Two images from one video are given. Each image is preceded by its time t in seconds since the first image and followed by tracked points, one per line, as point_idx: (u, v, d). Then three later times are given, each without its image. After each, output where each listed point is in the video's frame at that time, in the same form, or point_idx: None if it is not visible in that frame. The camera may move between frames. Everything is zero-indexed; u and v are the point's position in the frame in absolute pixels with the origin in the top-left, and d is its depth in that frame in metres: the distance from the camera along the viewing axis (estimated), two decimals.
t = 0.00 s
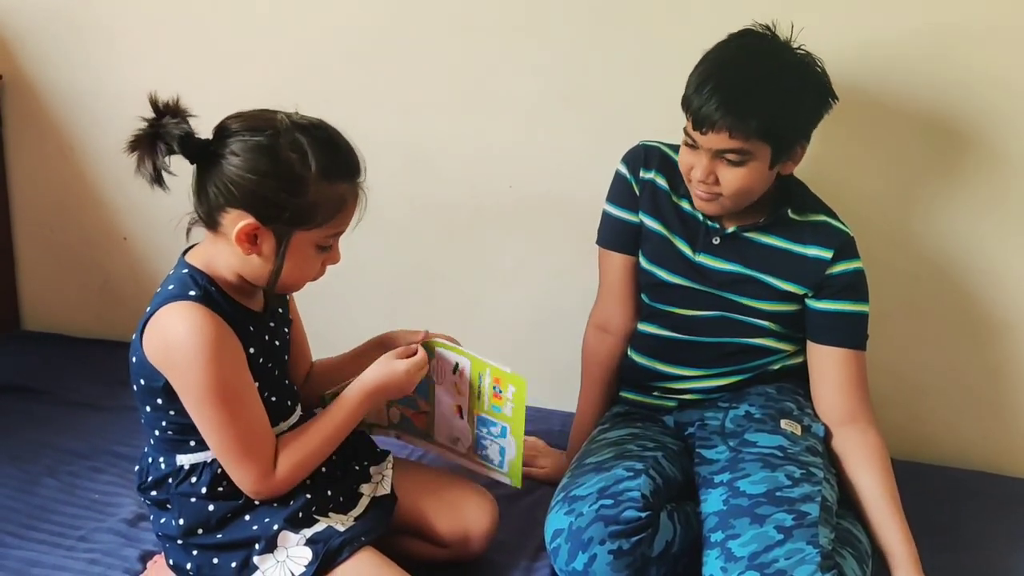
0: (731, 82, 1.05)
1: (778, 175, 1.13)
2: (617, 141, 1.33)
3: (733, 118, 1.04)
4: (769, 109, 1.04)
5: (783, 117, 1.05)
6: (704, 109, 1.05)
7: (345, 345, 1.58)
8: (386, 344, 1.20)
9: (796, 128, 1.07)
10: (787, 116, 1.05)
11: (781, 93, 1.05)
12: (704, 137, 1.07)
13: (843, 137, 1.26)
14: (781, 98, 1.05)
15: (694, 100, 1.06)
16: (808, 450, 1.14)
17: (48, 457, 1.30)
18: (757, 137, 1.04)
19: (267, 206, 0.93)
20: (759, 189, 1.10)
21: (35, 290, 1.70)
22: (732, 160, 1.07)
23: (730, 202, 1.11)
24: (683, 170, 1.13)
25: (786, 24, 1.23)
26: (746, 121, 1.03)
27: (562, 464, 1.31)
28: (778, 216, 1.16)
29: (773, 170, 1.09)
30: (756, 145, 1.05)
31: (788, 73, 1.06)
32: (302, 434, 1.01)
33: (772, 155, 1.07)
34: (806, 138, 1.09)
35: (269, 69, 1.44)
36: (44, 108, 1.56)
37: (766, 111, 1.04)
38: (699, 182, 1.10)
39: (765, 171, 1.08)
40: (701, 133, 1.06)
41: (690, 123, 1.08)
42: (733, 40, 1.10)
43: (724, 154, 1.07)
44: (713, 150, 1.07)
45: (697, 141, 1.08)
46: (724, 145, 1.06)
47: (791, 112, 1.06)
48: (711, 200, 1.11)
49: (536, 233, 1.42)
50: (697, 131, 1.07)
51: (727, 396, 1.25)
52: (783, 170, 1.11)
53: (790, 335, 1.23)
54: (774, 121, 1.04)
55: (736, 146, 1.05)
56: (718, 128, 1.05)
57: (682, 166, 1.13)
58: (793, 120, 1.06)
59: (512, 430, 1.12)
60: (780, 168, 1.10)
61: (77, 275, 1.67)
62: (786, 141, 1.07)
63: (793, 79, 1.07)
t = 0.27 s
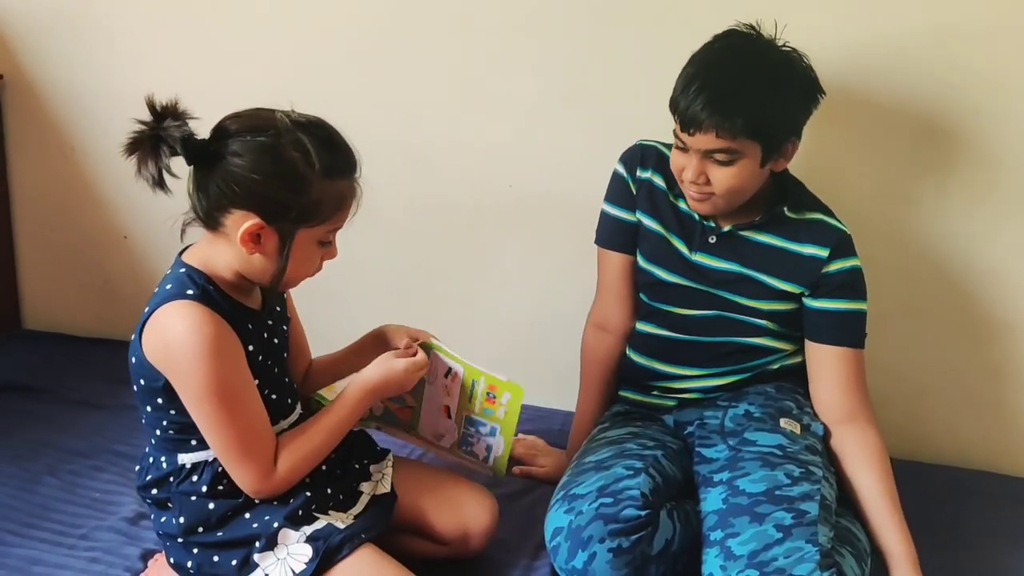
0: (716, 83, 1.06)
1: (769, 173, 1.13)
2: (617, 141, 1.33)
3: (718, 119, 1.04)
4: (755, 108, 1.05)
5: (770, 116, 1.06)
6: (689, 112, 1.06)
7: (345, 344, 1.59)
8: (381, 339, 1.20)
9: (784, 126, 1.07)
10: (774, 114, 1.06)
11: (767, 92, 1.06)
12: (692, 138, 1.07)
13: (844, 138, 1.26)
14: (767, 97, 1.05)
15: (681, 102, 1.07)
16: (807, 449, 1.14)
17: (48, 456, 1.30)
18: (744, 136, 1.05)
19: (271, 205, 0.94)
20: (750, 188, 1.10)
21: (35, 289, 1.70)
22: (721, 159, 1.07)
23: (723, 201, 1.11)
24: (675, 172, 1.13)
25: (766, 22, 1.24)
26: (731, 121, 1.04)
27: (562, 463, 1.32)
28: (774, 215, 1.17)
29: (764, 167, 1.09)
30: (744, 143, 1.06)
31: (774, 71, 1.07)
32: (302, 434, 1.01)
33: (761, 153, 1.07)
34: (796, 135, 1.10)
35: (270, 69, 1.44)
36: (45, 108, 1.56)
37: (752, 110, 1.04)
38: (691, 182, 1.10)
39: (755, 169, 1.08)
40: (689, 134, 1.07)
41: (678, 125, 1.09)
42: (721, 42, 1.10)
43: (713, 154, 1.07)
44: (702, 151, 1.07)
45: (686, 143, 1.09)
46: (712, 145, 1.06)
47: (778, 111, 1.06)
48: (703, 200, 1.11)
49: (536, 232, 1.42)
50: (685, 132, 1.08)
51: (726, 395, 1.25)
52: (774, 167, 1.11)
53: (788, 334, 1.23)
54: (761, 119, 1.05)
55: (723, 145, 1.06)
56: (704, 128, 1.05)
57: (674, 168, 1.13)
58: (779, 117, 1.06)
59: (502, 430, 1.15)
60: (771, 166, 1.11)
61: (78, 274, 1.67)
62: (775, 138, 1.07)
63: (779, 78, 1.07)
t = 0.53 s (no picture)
0: (721, 66, 1.06)
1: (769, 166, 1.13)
2: (618, 141, 1.34)
3: (722, 100, 1.05)
4: (757, 93, 1.05)
5: (772, 103, 1.06)
6: (693, 95, 1.07)
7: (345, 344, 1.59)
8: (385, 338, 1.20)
9: (784, 114, 1.08)
10: (776, 102, 1.07)
11: (770, 77, 1.06)
12: (694, 122, 1.08)
13: (843, 137, 1.27)
14: (769, 83, 1.06)
15: (684, 87, 1.08)
16: (807, 448, 1.14)
17: (49, 455, 1.30)
18: (746, 120, 1.05)
19: (270, 203, 0.94)
20: (750, 178, 1.10)
21: (36, 289, 1.70)
22: (723, 144, 1.07)
23: (722, 191, 1.11)
24: (675, 163, 1.13)
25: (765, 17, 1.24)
26: (734, 103, 1.05)
27: (562, 462, 1.32)
28: (771, 212, 1.17)
29: (764, 157, 1.09)
30: (746, 128, 1.06)
31: (776, 59, 1.08)
32: (301, 434, 1.01)
33: (762, 141, 1.08)
34: (796, 126, 1.10)
35: (271, 69, 1.44)
36: (46, 108, 1.56)
37: (755, 95, 1.05)
38: (691, 169, 1.10)
39: (756, 157, 1.08)
40: (691, 118, 1.08)
41: (680, 111, 1.09)
42: (725, 32, 1.11)
43: (714, 139, 1.07)
44: (703, 134, 1.07)
45: (688, 129, 1.09)
46: (714, 129, 1.06)
47: (780, 98, 1.07)
48: (703, 187, 1.10)
49: (536, 232, 1.42)
50: (687, 116, 1.08)
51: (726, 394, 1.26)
52: (773, 159, 1.11)
53: (787, 332, 1.23)
54: (762, 105, 1.06)
55: (725, 128, 1.06)
56: (708, 110, 1.06)
57: (674, 159, 1.13)
58: (780, 105, 1.07)
59: (490, 442, 1.08)
60: (771, 158, 1.11)
61: (79, 275, 1.67)
62: (776, 126, 1.08)
63: (782, 65, 1.08)
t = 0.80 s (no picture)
0: (737, 51, 1.08)
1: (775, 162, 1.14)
2: (618, 140, 1.34)
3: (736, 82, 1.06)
4: (770, 79, 1.06)
5: (784, 92, 1.07)
6: (706, 78, 1.08)
7: (346, 343, 1.59)
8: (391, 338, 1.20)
9: (795, 105, 1.09)
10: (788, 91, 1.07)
11: (784, 66, 1.08)
12: (706, 104, 1.08)
13: (842, 137, 1.27)
14: (782, 71, 1.07)
15: (697, 73, 1.09)
16: (807, 447, 1.14)
17: (49, 455, 1.30)
18: (758, 104, 1.06)
19: (270, 201, 0.94)
20: (756, 169, 1.10)
21: (36, 289, 1.70)
22: (732, 130, 1.08)
23: (727, 180, 1.10)
24: (682, 151, 1.13)
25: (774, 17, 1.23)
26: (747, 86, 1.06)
27: (563, 461, 1.32)
28: (774, 210, 1.17)
29: (772, 148, 1.10)
30: (757, 114, 1.07)
31: (791, 50, 1.09)
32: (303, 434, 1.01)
33: (771, 130, 1.08)
34: (804, 120, 1.11)
35: (271, 69, 1.44)
36: (46, 108, 1.56)
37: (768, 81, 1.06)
38: (699, 156, 1.10)
39: (763, 147, 1.09)
40: (703, 102, 1.08)
41: (692, 97, 1.10)
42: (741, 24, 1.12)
43: (724, 124, 1.08)
44: (714, 118, 1.08)
45: (698, 112, 1.09)
46: (726, 113, 1.07)
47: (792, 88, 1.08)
48: (709, 175, 1.10)
49: (536, 232, 1.42)
50: (699, 100, 1.09)
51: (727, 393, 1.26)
52: (779, 153, 1.12)
53: (789, 332, 1.23)
54: (774, 92, 1.06)
55: (737, 113, 1.07)
56: (721, 93, 1.07)
57: (681, 148, 1.13)
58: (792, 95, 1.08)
59: (484, 447, 1.07)
60: (778, 150, 1.12)
61: (79, 275, 1.67)
62: (786, 116, 1.08)
63: (798, 58, 1.09)
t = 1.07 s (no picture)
0: (748, 49, 1.08)
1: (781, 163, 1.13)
2: (620, 140, 1.34)
3: (746, 80, 1.06)
4: (780, 77, 1.06)
5: (794, 91, 1.07)
6: (716, 76, 1.08)
7: (347, 343, 1.59)
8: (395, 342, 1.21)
9: (803, 104, 1.08)
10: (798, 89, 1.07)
11: (794, 64, 1.08)
12: (715, 103, 1.08)
13: (844, 137, 1.26)
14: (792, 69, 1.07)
15: (706, 71, 1.09)
16: (809, 448, 1.14)
17: (50, 455, 1.30)
18: (768, 103, 1.06)
19: (273, 203, 0.94)
20: (764, 169, 1.10)
21: (36, 290, 1.70)
22: (741, 129, 1.07)
23: (735, 181, 1.10)
24: (688, 152, 1.13)
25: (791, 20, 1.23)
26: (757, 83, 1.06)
27: (563, 462, 1.32)
28: (778, 210, 1.16)
29: (780, 148, 1.10)
30: (767, 113, 1.07)
31: (801, 49, 1.09)
32: (313, 441, 1.01)
33: (780, 129, 1.08)
34: (812, 120, 1.11)
35: (272, 69, 1.44)
36: (46, 108, 1.56)
37: (778, 78, 1.06)
38: (707, 155, 1.10)
39: (772, 147, 1.09)
40: (713, 100, 1.08)
41: (701, 96, 1.10)
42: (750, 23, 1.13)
43: (733, 123, 1.07)
44: (723, 117, 1.08)
45: (707, 111, 1.09)
46: (735, 111, 1.07)
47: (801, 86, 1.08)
48: (717, 175, 1.10)
49: (537, 232, 1.42)
50: (708, 99, 1.09)
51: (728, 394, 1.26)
52: (787, 153, 1.12)
53: (790, 332, 1.23)
54: (784, 90, 1.06)
55: (747, 111, 1.06)
56: (731, 91, 1.07)
57: (688, 149, 1.13)
58: (801, 94, 1.08)
59: (484, 455, 1.08)
60: (785, 152, 1.11)
61: (80, 275, 1.67)
62: (795, 115, 1.08)
63: (808, 57, 1.09)
